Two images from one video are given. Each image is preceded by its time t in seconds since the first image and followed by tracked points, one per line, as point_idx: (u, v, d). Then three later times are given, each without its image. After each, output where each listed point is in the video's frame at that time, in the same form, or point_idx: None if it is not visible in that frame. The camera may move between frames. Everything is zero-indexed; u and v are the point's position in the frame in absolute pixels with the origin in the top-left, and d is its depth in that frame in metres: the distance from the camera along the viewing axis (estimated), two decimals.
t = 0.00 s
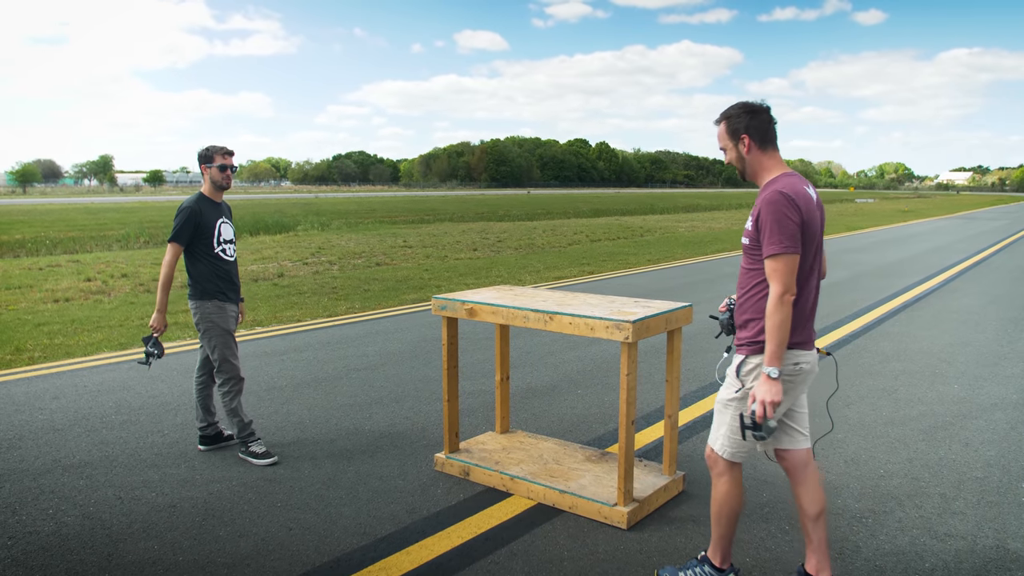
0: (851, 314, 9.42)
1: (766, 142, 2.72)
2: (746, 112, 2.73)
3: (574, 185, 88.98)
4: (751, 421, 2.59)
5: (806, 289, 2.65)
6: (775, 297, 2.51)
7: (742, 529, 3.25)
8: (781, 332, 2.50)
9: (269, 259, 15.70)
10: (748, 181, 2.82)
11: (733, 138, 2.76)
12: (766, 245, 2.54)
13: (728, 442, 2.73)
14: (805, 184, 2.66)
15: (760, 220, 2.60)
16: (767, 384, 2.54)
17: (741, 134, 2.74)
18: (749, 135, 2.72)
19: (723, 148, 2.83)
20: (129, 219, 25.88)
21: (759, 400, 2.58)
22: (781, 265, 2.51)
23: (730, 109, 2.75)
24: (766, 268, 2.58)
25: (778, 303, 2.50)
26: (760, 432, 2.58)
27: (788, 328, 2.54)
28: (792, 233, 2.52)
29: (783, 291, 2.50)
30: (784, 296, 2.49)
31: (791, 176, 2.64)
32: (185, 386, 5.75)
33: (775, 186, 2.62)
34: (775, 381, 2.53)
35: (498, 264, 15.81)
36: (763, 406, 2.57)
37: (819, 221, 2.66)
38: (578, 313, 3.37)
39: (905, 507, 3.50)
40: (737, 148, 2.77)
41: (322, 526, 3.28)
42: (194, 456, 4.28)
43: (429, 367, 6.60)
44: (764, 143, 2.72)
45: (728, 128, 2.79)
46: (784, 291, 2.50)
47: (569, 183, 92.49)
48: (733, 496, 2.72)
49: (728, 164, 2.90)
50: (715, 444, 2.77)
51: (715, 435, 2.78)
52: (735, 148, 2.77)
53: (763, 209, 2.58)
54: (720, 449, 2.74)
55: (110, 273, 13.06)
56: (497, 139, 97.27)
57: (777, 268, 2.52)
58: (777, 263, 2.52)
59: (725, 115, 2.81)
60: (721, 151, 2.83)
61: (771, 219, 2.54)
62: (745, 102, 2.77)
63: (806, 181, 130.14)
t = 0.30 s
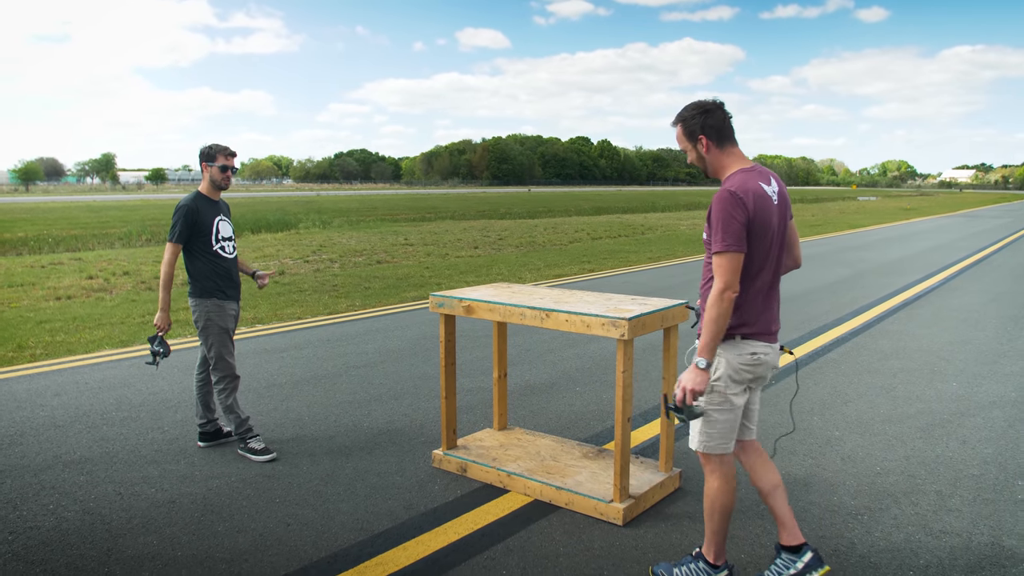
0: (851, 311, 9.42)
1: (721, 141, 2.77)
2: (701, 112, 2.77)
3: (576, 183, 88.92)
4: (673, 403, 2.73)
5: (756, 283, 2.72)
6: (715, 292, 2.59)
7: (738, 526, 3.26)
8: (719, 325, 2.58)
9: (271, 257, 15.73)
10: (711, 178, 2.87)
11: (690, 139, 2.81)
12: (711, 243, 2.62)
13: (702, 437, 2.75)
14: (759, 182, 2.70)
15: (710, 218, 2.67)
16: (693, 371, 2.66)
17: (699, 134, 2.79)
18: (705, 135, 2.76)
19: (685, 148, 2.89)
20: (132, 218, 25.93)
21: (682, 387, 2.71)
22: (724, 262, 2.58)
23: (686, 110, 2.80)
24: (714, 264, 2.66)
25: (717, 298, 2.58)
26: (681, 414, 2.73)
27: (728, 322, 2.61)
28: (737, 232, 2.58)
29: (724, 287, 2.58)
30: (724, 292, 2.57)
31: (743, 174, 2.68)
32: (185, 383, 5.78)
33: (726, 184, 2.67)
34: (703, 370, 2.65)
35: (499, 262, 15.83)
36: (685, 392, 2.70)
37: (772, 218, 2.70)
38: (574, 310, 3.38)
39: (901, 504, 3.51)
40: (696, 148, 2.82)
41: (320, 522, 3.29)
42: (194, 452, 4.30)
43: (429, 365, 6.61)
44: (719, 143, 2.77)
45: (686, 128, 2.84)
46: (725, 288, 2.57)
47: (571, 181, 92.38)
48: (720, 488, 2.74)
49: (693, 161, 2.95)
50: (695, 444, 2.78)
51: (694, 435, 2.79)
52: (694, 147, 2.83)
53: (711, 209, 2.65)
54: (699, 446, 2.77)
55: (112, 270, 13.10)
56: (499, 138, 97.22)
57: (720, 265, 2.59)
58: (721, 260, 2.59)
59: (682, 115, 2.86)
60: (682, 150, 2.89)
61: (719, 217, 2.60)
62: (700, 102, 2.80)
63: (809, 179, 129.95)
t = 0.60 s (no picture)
0: (856, 309, 9.39)
1: (702, 139, 2.77)
2: (684, 111, 2.78)
3: (582, 180, 88.79)
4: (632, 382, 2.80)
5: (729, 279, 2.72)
6: (682, 285, 2.61)
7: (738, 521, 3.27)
8: (682, 317, 2.60)
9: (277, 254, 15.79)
10: (693, 175, 2.88)
11: (671, 137, 2.81)
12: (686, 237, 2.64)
13: (705, 429, 2.77)
14: (738, 179, 2.70)
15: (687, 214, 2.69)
16: (653, 356, 2.72)
17: (681, 133, 2.80)
18: (687, 133, 2.77)
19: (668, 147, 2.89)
20: (139, 214, 26.06)
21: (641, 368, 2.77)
22: (695, 256, 2.59)
23: (669, 108, 2.81)
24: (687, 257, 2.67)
25: (684, 290, 2.60)
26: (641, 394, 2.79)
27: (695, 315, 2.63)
28: (709, 227, 2.59)
29: (692, 280, 2.59)
30: (692, 285, 2.58)
31: (723, 172, 2.69)
32: (191, 378, 5.82)
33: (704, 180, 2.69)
34: (663, 355, 2.70)
35: (505, 259, 15.84)
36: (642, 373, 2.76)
37: (750, 217, 2.71)
38: (576, 305, 3.39)
39: (903, 501, 3.51)
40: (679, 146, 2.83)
41: (323, 515, 3.32)
42: (198, 446, 4.33)
43: (434, 360, 6.63)
44: (701, 141, 2.78)
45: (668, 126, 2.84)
46: (692, 281, 2.58)
47: (577, 179, 92.28)
48: (727, 482, 2.74)
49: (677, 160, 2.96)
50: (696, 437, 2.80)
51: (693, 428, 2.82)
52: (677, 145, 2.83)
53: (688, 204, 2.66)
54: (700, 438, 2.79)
55: (119, 266, 13.18)
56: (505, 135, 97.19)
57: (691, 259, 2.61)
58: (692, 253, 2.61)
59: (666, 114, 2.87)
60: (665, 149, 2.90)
61: (694, 212, 2.63)
62: (683, 100, 2.81)
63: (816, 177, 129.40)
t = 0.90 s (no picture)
0: (857, 301, 9.39)
1: (700, 128, 2.77)
2: (681, 100, 2.77)
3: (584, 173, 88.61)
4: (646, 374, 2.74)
5: (732, 264, 2.75)
6: (691, 269, 2.62)
7: (737, 511, 3.29)
8: (693, 301, 2.61)
9: (279, 247, 15.81)
10: (689, 164, 2.88)
11: (669, 127, 2.80)
12: (692, 222, 2.64)
13: (693, 415, 2.79)
14: (738, 165, 2.73)
15: (691, 200, 2.69)
16: (667, 343, 2.70)
17: (678, 122, 2.79)
18: (686, 122, 2.77)
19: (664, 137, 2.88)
20: (141, 208, 26.08)
21: (656, 357, 2.73)
22: (702, 240, 2.60)
23: (665, 98, 2.80)
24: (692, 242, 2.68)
25: (693, 275, 2.61)
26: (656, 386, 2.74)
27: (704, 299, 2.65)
28: (715, 212, 2.61)
29: (700, 264, 2.61)
30: (700, 269, 2.60)
31: (725, 158, 2.71)
32: (193, 370, 5.84)
33: (705, 165, 2.69)
34: (676, 342, 2.68)
35: (507, 252, 15.84)
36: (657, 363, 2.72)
37: (749, 202, 2.73)
38: (576, 297, 3.40)
39: (900, 491, 3.53)
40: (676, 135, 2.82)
41: (323, 506, 3.34)
42: (200, 437, 4.35)
43: (435, 352, 6.65)
44: (699, 129, 2.78)
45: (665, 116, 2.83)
46: (701, 265, 2.60)
47: (579, 172, 92.11)
48: (718, 468, 2.77)
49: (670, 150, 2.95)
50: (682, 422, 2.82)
51: (679, 413, 2.83)
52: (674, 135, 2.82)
53: (691, 190, 2.66)
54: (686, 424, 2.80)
55: (121, 260, 13.20)
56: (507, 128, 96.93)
57: (699, 244, 2.61)
58: (699, 238, 2.62)
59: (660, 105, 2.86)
60: (661, 139, 2.88)
61: (698, 197, 2.63)
62: (678, 90, 2.80)
63: (819, 169, 129.02)
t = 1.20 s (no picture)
0: (856, 291, 9.38)
1: (700, 122, 2.77)
2: (676, 99, 2.77)
3: (584, 163, 88.40)
4: (691, 369, 2.67)
5: (747, 251, 2.76)
6: (715, 258, 2.60)
7: (737, 500, 3.30)
8: (721, 289, 2.60)
9: (278, 238, 15.79)
10: (690, 162, 2.86)
11: (669, 126, 2.77)
12: (709, 213, 2.62)
13: (672, 395, 2.77)
14: (741, 155, 2.75)
15: (703, 192, 2.67)
16: (706, 335, 2.64)
17: (677, 120, 2.77)
18: (686, 118, 2.75)
19: (662, 138, 2.84)
20: (139, 199, 26.00)
21: (698, 350, 2.66)
22: (723, 228, 2.59)
23: (661, 99, 2.78)
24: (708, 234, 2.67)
25: (718, 263, 2.60)
26: (700, 381, 2.67)
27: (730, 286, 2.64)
28: (731, 199, 2.61)
29: (724, 252, 2.59)
30: (726, 256, 2.59)
31: (730, 148, 2.72)
32: (192, 362, 5.84)
33: (713, 157, 2.69)
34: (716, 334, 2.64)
35: (506, 242, 15.81)
36: (701, 356, 2.66)
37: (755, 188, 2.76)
38: (576, 287, 3.39)
39: (899, 480, 3.53)
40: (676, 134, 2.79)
41: (324, 497, 3.35)
42: (200, 429, 4.36)
43: (435, 343, 6.65)
44: (698, 124, 2.78)
45: (661, 118, 2.80)
46: (726, 252, 2.59)
47: (579, 162, 91.82)
48: (684, 447, 2.78)
49: (667, 150, 2.92)
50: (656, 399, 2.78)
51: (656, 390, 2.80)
52: (674, 134, 2.79)
53: (704, 182, 2.65)
54: (662, 401, 2.77)
55: (119, 251, 13.18)
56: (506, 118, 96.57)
57: (721, 232, 2.60)
58: (717, 228, 2.61)
59: (655, 107, 2.83)
60: (660, 140, 2.85)
61: (712, 187, 2.62)
62: (670, 90, 2.79)
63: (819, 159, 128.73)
